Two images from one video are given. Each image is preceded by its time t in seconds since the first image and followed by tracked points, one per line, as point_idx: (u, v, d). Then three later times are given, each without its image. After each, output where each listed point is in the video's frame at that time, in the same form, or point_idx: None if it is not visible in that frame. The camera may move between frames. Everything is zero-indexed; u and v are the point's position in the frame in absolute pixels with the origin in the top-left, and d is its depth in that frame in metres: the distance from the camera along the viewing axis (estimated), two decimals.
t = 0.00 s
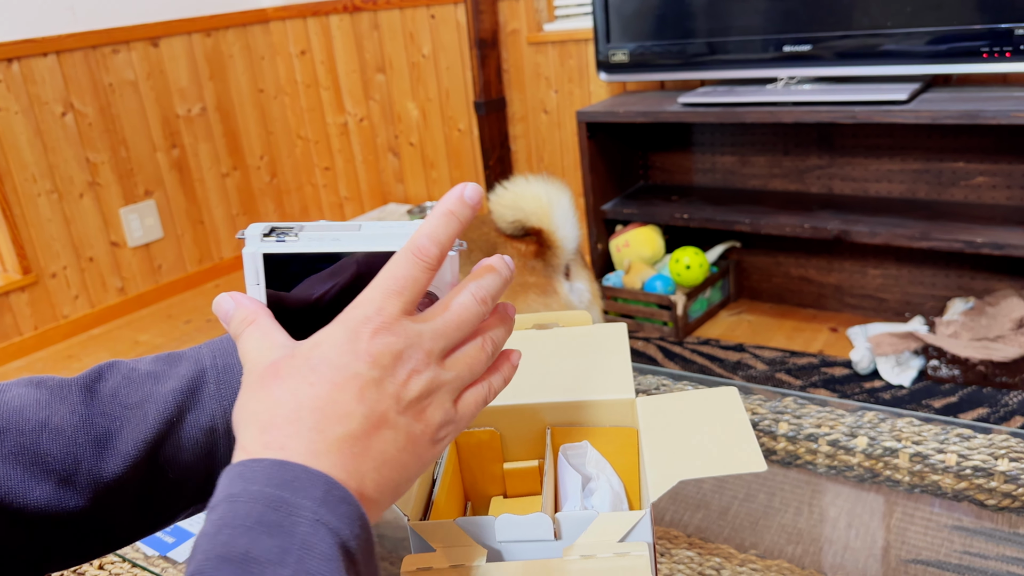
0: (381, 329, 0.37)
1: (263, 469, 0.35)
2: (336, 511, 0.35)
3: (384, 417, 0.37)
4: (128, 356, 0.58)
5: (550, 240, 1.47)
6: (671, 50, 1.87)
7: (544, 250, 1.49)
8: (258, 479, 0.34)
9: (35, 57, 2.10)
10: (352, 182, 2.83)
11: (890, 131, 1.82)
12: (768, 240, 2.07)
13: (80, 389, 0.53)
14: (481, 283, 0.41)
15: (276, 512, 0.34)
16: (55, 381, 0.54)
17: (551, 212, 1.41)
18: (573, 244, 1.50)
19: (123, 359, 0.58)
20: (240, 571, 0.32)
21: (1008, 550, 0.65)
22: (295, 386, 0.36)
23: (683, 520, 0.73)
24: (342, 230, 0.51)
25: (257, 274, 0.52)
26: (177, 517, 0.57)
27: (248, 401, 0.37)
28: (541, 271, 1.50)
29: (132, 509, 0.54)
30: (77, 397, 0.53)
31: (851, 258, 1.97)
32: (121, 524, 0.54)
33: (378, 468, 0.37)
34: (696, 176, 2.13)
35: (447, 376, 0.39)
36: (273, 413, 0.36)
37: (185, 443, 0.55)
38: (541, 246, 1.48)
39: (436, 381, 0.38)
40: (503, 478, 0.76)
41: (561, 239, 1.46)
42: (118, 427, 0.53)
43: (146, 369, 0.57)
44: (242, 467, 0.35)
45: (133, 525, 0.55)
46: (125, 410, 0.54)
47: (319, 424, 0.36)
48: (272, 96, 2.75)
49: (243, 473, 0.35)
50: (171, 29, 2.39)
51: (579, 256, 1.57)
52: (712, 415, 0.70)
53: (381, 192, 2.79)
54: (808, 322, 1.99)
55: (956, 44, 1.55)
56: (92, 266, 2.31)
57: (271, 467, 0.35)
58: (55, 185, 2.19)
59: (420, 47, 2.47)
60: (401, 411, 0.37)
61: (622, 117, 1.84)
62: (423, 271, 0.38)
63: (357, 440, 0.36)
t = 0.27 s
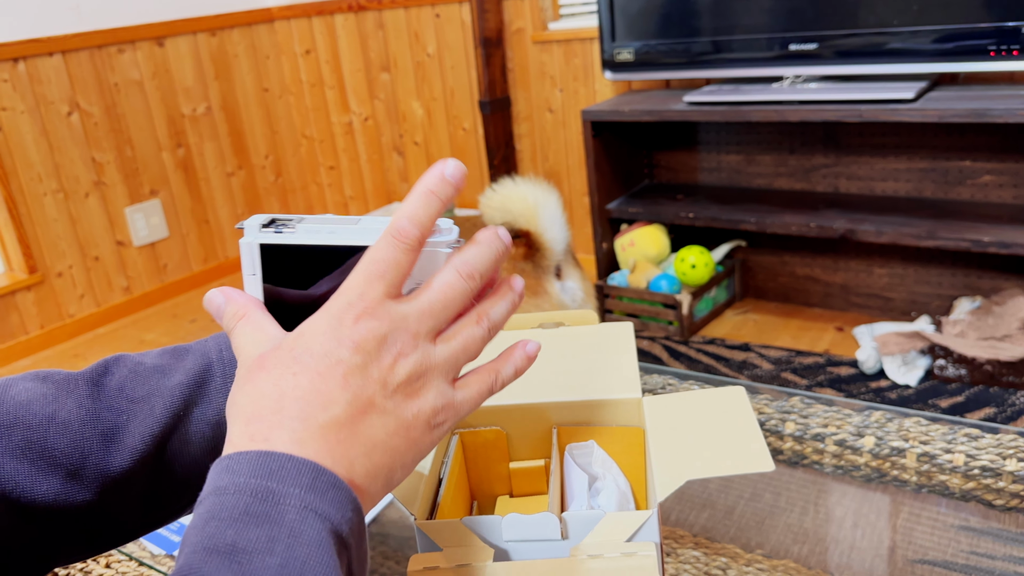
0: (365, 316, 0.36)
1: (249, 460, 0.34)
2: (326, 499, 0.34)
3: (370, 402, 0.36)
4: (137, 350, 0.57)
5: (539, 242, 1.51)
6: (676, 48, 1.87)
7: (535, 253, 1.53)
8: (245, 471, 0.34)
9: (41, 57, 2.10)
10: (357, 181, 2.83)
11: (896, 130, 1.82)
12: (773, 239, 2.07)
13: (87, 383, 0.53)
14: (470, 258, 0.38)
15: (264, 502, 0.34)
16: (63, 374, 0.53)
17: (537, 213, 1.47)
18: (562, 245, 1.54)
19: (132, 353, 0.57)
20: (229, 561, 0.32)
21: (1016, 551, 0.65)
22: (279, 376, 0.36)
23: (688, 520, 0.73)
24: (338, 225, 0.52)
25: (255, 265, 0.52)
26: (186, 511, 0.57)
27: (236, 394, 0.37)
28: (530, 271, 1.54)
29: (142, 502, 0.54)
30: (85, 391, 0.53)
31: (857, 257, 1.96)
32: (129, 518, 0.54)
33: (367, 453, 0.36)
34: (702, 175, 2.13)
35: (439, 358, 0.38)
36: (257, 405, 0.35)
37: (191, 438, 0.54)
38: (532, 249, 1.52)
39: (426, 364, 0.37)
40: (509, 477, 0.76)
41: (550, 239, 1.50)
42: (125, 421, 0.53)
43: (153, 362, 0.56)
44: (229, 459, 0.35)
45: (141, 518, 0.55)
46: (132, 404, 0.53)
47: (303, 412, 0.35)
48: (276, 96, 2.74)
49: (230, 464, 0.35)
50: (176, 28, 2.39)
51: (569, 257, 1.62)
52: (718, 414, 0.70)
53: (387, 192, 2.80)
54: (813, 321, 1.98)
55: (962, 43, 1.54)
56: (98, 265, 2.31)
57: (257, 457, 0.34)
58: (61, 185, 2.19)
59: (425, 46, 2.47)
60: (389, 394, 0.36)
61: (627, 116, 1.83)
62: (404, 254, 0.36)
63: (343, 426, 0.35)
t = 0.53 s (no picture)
0: (394, 308, 0.37)
1: (272, 440, 0.34)
2: (347, 484, 0.34)
3: (392, 395, 0.36)
4: (135, 340, 0.57)
5: (544, 241, 1.53)
6: (681, 48, 1.86)
7: (540, 251, 1.54)
8: (267, 450, 0.34)
9: (47, 57, 2.11)
10: (362, 181, 2.83)
11: (902, 129, 1.81)
12: (779, 239, 2.06)
13: (87, 376, 0.52)
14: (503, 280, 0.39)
15: (285, 483, 0.34)
16: (62, 367, 0.52)
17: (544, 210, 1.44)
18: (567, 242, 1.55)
19: (130, 344, 0.56)
20: (250, 541, 0.32)
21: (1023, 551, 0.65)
22: (307, 357, 0.36)
23: (694, 520, 0.73)
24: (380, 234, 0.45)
25: (293, 268, 0.46)
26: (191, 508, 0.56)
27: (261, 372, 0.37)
28: (536, 270, 1.56)
29: (146, 498, 0.53)
30: (85, 384, 0.52)
31: (863, 257, 1.96)
32: (135, 514, 0.53)
33: (385, 448, 0.36)
34: (707, 175, 2.12)
35: (459, 362, 0.38)
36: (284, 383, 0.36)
37: (195, 431, 0.54)
38: (536, 248, 1.54)
39: (447, 365, 0.38)
40: (514, 477, 0.76)
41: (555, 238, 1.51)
42: (128, 415, 0.52)
43: (152, 353, 0.55)
44: (251, 437, 0.35)
45: (147, 514, 0.54)
46: (133, 397, 0.53)
47: (328, 396, 0.35)
48: (281, 95, 2.76)
49: (252, 443, 0.35)
50: (182, 29, 2.40)
51: (573, 253, 1.63)
52: (724, 415, 0.70)
53: (391, 191, 2.79)
54: (819, 321, 1.98)
55: (969, 42, 1.54)
56: (104, 265, 2.32)
57: (279, 438, 0.34)
58: (67, 185, 2.20)
59: (430, 46, 2.47)
60: (411, 389, 0.37)
61: (632, 116, 1.83)
62: (437, 253, 0.38)
63: (366, 414, 0.35)
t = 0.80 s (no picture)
0: (454, 349, 0.40)
1: (343, 469, 0.36)
2: (402, 526, 0.36)
3: (446, 428, 0.40)
4: (107, 310, 0.58)
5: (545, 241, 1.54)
6: (685, 48, 1.86)
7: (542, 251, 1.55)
8: (339, 477, 0.36)
9: (52, 57, 2.11)
10: (366, 181, 2.85)
11: (906, 130, 1.81)
12: (783, 240, 2.06)
13: (66, 355, 0.55)
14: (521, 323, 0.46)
15: (350, 514, 0.35)
16: (40, 347, 0.55)
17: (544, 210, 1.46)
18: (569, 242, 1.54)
19: (104, 314, 0.58)
20: (315, 567, 0.33)
21: None
22: (378, 392, 0.37)
23: (697, 520, 0.73)
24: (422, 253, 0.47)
25: (333, 282, 0.45)
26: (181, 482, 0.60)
27: (321, 395, 0.37)
28: (537, 269, 1.57)
29: (135, 472, 0.58)
30: (64, 365, 0.55)
31: (867, 257, 1.96)
32: (130, 486, 0.58)
33: (434, 471, 0.40)
34: (710, 175, 2.12)
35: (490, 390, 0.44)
36: (355, 416, 0.37)
37: (176, 406, 0.58)
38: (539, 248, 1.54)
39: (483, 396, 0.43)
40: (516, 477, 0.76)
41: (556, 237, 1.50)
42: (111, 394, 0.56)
43: (128, 325, 0.58)
44: (322, 463, 0.36)
45: (139, 484, 0.58)
46: (114, 376, 0.56)
47: (402, 435, 0.38)
48: (286, 96, 2.75)
49: (324, 469, 0.36)
50: (186, 29, 2.40)
51: (575, 252, 1.61)
52: (726, 417, 0.71)
53: (394, 190, 2.81)
54: (823, 321, 1.98)
55: (973, 42, 1.53)
56: (109, 265, 2.33)
57: (348, 468, 0.36)
58: (72, 185, 2.20)
59: (434, 46, 2.47)
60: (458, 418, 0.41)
61: (636, 116, 1.83)
62: (499, 296, 0.41)
63: (429, 450, 0.39)
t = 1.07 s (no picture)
0: (444, 325, 0.37)
1: (332, 455, 0.35)
2: (396, 506, 0.35)
3: (446, 404, 0.38)
4: (101, 311, 0.55)
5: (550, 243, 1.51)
6: (689, 49, 1.86)
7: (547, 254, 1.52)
8: (328, 463, 0.35)
9: (57, 58, 2.12)
10: (369, 182, 2.85)
11: (910, 130, 1.81)
12: (786, 240, 2.06)
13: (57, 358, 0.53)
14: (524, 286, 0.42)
15: (342, 498, 0.34)
16: (30, 348, 0.53)
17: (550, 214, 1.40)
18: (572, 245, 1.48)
19: (98, 314, 0.55)
20: (306, 555, 0.33)
21: None
22: (366, 378, 0.36)
23: (701, 521, 0.73)
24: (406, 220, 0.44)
25: (320, 266, 0.43)
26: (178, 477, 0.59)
27: (309, 385, 0.36)
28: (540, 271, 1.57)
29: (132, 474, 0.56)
30: (56, 367, 0.53)
31: (870, 258, 1.95)
32: (125, 487, 0.56)
33: (436, 453, 0.38)
34: (714, 176, 2.12)
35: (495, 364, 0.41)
36: (344, 404, 0.35)
37: (172, 407, 0.56)
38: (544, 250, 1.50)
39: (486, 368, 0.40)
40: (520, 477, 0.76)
41: (558, 239, 1.46)
42: (104, 398, 0.53)
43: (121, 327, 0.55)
44: (312, 447, 0.35)
45: (136, 487, 0.57)
46: (107, 380, 0.54)
47: (395, 418, 0.36)
48: (290, 96, 2.76)
49: (314, 456, 0.35)
50: (190, 30, 2.41)
51: (579, 253, 1.60)
52: (729, 419, 0.70)
53: (398, 191, 2.81)
54: (827, 322, 1.98)
55: (976, 43, 1.53)
56: (113, 265, 2.33)
57: (336, 451, 0.35)
58: (76, 185, 2.21)
59: (437, 47, 2.48)
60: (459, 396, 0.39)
61: (639, 117, 1.83)
62: (485, 264, 0.38)
63: (428, 430, 0.37)
